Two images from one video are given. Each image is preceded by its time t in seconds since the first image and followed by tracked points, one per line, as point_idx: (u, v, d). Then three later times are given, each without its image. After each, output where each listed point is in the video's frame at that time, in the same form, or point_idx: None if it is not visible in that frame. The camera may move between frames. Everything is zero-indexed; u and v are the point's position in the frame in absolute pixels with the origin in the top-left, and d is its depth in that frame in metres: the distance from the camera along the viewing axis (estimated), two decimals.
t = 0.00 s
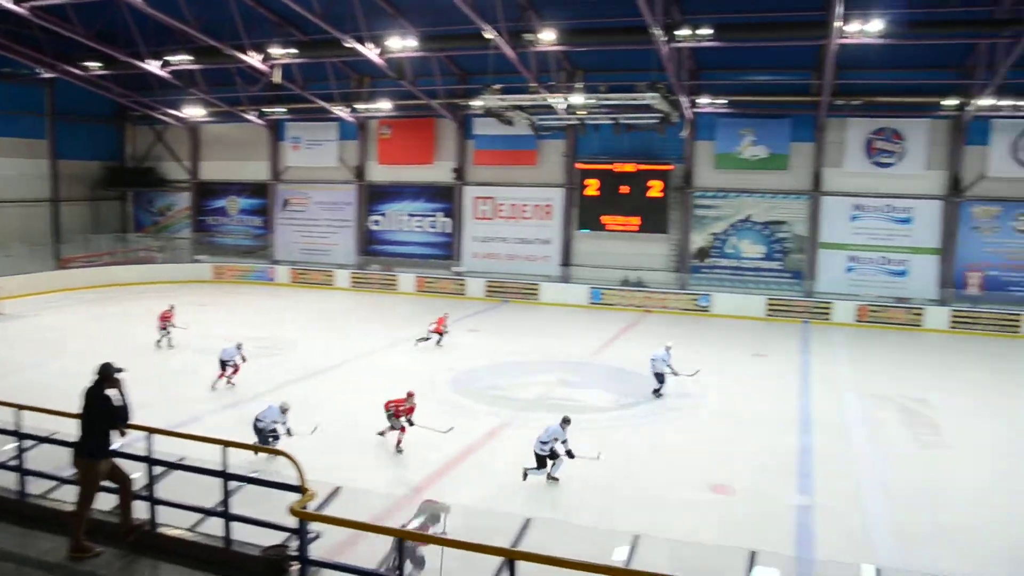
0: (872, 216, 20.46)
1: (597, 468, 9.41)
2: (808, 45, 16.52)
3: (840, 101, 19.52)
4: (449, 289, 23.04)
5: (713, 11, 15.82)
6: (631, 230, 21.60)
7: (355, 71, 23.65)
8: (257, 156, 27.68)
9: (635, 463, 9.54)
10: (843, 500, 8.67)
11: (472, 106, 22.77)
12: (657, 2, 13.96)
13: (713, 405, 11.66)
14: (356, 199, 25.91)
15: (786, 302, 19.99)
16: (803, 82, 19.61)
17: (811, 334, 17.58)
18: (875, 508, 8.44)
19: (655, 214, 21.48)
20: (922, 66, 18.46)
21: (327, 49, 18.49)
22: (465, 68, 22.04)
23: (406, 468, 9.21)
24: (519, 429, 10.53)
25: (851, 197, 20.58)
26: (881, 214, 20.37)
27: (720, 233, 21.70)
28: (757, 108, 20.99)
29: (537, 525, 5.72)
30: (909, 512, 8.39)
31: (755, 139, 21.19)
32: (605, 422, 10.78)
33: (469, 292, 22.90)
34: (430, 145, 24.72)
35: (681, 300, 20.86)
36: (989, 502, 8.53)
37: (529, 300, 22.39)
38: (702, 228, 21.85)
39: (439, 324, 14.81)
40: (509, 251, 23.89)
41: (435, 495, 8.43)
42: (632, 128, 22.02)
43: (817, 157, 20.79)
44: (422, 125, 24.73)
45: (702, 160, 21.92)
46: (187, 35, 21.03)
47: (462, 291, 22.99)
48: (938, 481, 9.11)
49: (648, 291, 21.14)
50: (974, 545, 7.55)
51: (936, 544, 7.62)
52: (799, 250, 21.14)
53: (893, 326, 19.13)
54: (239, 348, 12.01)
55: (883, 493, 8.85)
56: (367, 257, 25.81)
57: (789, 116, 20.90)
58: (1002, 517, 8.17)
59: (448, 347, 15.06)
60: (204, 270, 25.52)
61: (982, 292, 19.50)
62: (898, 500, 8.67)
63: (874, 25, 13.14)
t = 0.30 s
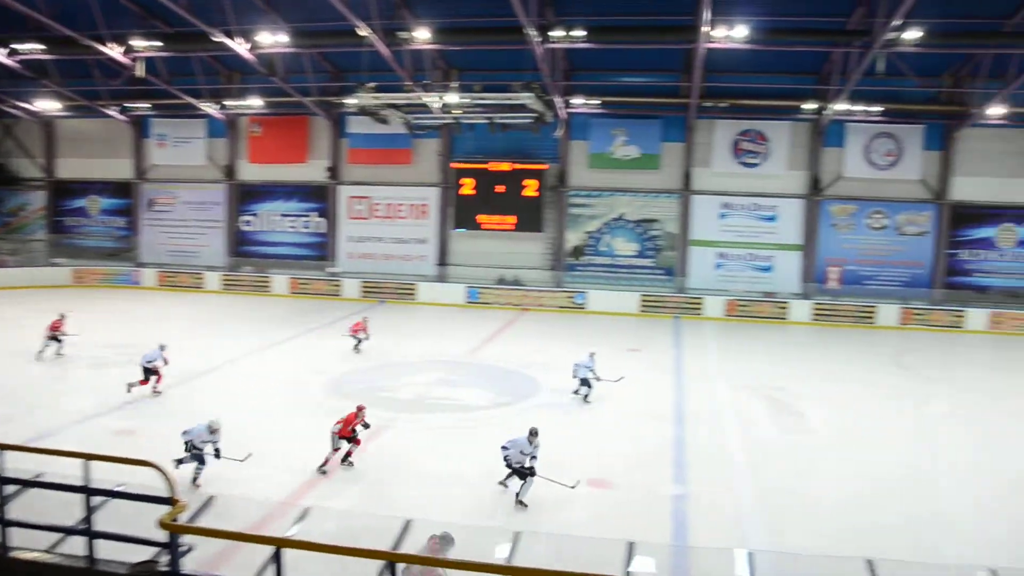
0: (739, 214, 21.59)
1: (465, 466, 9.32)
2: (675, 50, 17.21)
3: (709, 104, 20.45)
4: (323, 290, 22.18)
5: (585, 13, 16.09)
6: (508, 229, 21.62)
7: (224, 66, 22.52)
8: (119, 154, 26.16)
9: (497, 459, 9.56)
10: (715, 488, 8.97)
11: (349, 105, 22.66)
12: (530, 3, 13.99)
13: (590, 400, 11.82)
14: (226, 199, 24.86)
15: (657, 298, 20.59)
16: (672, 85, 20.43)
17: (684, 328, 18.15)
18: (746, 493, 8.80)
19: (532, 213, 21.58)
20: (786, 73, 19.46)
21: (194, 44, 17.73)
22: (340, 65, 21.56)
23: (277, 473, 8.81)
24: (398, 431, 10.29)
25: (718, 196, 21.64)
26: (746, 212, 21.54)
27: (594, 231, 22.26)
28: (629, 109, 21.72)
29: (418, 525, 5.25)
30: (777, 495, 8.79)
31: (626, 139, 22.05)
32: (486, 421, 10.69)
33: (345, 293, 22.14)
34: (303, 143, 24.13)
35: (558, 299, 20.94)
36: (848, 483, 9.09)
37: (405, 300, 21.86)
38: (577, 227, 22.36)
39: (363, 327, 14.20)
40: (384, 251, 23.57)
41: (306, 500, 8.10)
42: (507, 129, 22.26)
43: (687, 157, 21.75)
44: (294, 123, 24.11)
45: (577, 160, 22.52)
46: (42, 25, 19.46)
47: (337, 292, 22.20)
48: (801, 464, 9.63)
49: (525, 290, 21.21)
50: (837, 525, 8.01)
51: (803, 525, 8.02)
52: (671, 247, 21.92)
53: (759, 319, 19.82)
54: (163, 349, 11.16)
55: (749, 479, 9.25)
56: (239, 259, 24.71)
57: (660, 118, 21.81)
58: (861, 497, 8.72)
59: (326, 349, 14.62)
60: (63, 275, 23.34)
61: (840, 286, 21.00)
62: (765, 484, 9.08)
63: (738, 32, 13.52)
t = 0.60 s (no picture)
0: (630, 213, 22.05)
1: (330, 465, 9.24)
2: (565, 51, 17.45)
3: (598, 104, 20.52)
4: (212, 293, 21.53)
5: (476, 13, 16.23)
6: (399, 229, 21.34)
7: (102, 59, 21.97)
8: None
9: (360, 457, 9.52)
10: (611, 483, 9.13)
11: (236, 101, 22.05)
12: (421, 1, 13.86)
13: (485, 399, 11.83)
14: (106, 199, 23.65)
15: (551, 297, 20.90)
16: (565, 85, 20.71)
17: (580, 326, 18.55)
18: (635, 485, 9.04)
19: (424, 213, 21.36)
20: (675, 75, 20.24)
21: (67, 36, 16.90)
22: (228, 62, 21.33)
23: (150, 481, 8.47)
24: (290, 436, 10.03)
25: (609, 195, 22.03)
26: (637, 211, 22.04)
27: (488, 230, 22.28)
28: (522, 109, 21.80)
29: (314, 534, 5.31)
30: (665, 485, 9.07)
31: (519, 139, 22.07)
32: (380, 424, 10.56)
33: (235, 296, 21.52)
34: (188, 142, 23.35)
35: (451, 297, 20.94)
36: (732, 470, 9.50)
37: (296, 302, 21.45)
38: (470, 226, 22.34)
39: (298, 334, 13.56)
40: (275, 252, 23.01)
41: (174, 509, 7.81)
42: (399, 128, 21.99)
43: (578, 156, 22.11)
44: (179, 121, 23.32)
45: (470, 159, 22.42)
46: None
47: (227, 294, 21.57)
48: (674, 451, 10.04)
49: (418, 290, 21.12)
50: (723, 513, 8.34)
51: (690, 514, 8.32)
52: (564, 246, 22.20)
53: (649, 316, 20.68)
54: (101, 357, 10.63)
55: (637, 470, 9.47)
56: (121, 261, 23.55)
57: (552, 118, 22.02)
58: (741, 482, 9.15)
59: (212, 353, 14.10)
60: None
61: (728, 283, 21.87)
62: (653, 475, 9.34)
63: (628, 34, 13.50)
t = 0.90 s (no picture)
0: (512, 211, 22.03)
1: (195, 472, 8.94)
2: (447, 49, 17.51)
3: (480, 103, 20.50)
4: (78, 298, 19.94)
5: (355, 10, 16.04)
6: (279, 229, 20.63)
7: None
8: None
9: (203, 471, 8.95)
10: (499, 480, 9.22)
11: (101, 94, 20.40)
12: None
13: (366, 401, 11.72)
14: None
15: (434, 297, 20.85)
16: (445, 84, 20.58)
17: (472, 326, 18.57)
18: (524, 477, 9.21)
19: (304, 212, 20.76)
20: (553, 75, 20.71)
21: None
22: (93, 53, 20.08)
23: None
24: (167, 444, 9.66)
25: (490, 194, 21.89)
26: (519, 209, 22.05)
27: (370, 230, 21.68)
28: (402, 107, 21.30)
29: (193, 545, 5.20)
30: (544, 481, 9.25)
31: (401, 138, 21.51)
32: (259, 430, 10.30)
33: (103, 300, 20.05)
34: (50, 136, 21.18)
35: (333, 299, 20.47)
36: (613, 457, 9.88)
37: (169, 305, 20.21)
38: (352, 226, 21.63)
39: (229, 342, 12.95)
40: (148, 254, 21.47)
41: (42, 526, 7.41)
42: (278, 126, 20.82)
43: (460, 155, 21.82)
44: (39, 114, 21.08)
45: (351, 158, 21.65)
46: None
47: (94, 299, 20.06)
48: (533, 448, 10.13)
49: (299, 291, 20.49)
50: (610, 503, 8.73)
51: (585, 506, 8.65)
52: (446, 245, 21.99)
53: (532, 313, 21.07)
54: (22, 366, 9.96)
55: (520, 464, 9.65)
56: None
57: (433, 116, 21.57)
58: (617, 470, 9.53)
59: (81, 362, 13.36)
60: None
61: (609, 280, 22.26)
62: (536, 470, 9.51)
63: (510, 34, 13.40)
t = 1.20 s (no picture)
0: (357, 211, 21.67)
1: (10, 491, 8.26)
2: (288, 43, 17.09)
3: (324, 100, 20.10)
4: None
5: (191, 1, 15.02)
6: (110, 231, 19.11)
7: None
8: None
9: None
10: (351, 485, 9.16)
11: None
12: None
13: (205, 410, 11.25)
14: None
15: (280, 299, 19.99)
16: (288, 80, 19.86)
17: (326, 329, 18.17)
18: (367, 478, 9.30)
19: (137, 214, 19.31)
20: (401, 73, 20.50)
21: None
22: None
23: None
24: None
25: (336, 193, 21.41)
26: (364, 209, 21.71)
27: (209, 231, 20.60)
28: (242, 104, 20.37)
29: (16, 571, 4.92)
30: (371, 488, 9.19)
31: (241, 135, 20.65)
32: (87, 445, 9.67)
33: None
34: None
35: (171, 303, 19.18)
36: (436, 457, 10.03)
37: None
38: (189, 227, 20.45)
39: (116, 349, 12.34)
40: None
41: None
42: (108, 121, 18.62)
43: (303, 154, 21.12)
44: None
45: (187, 155, 20.40)
46: None
47: None
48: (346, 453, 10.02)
49: (135, 296, 19.04)
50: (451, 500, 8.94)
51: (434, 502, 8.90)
52: (290, 246, 21.29)
53: (380, 314, 20.71)
54: None
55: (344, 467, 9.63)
56: None
57: (276, 113, 20.79)
58: (443, 470, 9.69)
59: None
60: None
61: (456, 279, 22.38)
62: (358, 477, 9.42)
63: (354, 30, 13.41)
